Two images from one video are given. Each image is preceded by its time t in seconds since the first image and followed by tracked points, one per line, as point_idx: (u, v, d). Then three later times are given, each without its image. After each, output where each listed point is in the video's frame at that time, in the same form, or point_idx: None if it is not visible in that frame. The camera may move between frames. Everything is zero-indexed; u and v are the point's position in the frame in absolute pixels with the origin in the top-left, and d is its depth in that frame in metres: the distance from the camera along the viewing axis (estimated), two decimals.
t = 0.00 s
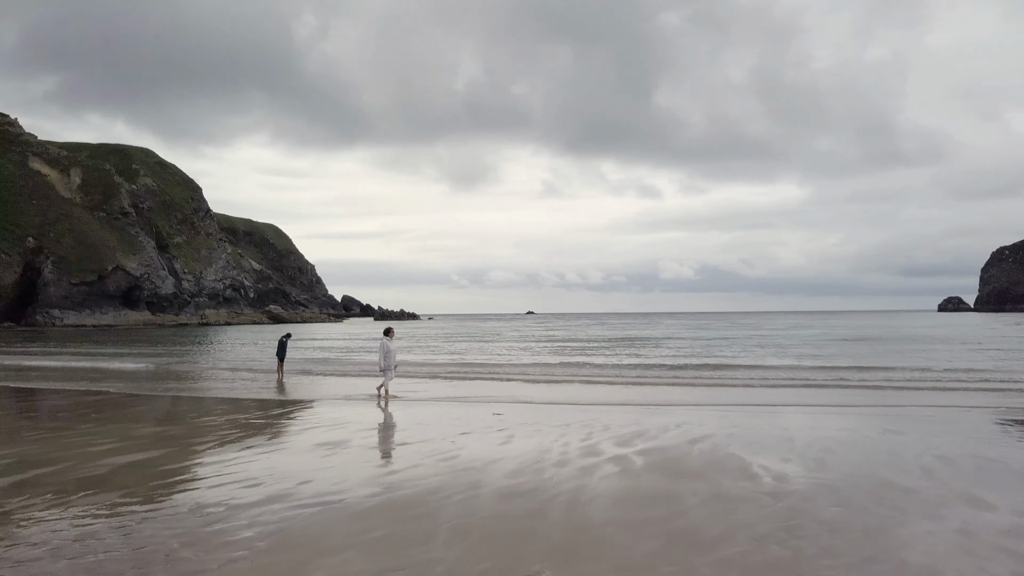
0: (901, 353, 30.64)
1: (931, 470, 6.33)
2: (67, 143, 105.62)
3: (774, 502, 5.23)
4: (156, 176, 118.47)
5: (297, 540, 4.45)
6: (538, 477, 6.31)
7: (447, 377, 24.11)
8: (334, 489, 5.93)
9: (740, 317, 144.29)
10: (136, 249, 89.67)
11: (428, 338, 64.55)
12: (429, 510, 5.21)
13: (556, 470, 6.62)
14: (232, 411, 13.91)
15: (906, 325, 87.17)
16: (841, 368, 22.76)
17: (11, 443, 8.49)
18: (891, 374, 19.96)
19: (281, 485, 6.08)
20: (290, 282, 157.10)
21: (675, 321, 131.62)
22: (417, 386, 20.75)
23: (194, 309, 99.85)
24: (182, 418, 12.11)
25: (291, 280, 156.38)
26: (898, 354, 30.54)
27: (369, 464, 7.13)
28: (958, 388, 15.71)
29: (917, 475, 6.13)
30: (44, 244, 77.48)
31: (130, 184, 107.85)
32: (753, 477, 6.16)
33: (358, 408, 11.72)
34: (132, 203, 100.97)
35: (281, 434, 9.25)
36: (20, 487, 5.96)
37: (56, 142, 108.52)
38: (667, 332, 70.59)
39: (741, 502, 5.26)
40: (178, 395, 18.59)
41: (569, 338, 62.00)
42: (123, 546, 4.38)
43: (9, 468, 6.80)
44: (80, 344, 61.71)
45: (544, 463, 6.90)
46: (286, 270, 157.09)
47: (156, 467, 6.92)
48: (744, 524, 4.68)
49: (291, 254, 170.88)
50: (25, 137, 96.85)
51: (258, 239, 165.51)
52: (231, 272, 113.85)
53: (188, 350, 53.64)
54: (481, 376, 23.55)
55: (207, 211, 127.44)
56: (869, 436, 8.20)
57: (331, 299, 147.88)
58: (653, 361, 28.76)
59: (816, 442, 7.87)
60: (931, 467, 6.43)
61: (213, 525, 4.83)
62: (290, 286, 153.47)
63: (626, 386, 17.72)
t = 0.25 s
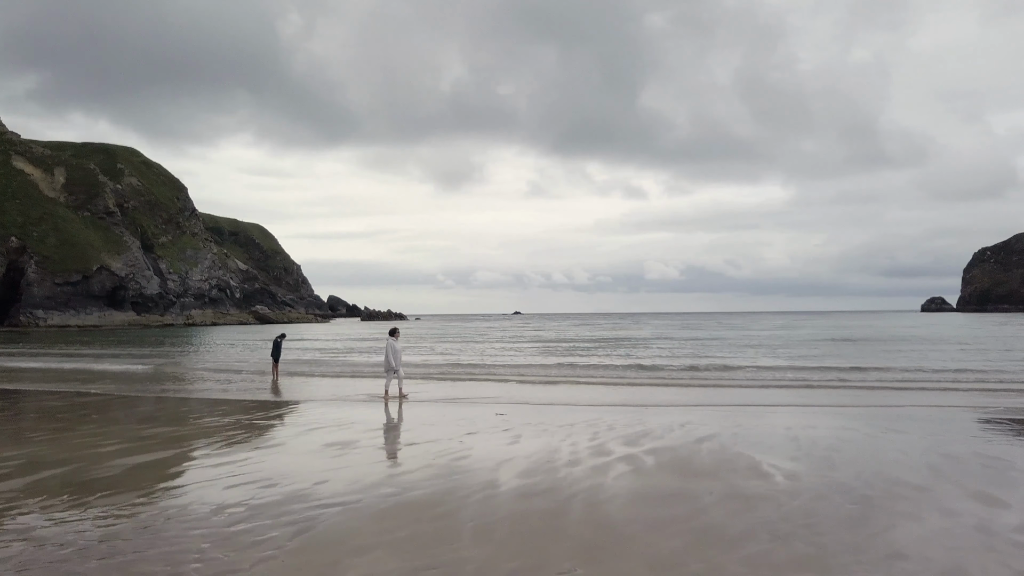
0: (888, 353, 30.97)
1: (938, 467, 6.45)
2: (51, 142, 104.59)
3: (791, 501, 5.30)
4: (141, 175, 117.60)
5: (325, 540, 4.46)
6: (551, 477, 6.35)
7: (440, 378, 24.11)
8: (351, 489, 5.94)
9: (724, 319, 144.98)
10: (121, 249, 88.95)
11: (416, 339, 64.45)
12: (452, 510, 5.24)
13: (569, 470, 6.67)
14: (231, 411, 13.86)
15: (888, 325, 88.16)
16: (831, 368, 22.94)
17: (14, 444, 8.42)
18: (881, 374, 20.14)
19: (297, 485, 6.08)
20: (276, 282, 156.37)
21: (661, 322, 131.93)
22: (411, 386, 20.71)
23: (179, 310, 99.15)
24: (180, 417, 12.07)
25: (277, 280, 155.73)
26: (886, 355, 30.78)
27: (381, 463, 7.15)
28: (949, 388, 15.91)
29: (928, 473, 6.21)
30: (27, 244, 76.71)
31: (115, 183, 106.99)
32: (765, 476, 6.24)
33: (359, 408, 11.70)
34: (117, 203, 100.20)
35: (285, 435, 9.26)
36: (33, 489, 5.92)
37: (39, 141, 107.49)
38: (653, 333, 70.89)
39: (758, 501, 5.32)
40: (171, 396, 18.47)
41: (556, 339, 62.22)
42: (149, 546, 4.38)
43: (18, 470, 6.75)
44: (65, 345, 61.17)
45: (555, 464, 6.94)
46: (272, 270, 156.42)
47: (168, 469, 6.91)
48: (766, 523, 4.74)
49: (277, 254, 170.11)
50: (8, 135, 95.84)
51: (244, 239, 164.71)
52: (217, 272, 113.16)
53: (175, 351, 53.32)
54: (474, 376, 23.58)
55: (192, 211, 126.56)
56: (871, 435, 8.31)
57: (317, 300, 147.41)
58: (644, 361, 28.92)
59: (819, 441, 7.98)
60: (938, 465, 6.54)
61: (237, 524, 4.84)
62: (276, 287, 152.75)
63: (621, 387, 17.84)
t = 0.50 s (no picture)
0: (877, 353, 31.22)
1: (944, 466, 6.52)
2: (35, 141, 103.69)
3: (804, 499, 5.36)
4: (127, 175, 116.71)
5: (346, 540, 4.47)
6: (562, 477, 6.37)
7: (434, 378, 24.08)
8: (365, 490, 5.96)
9: (711, 319, 145.46)
10: (107, 249, 88.27)
11: (405, 339, 64.32)
12: (468, 511, 5.25)
13: (578, 469, 6.71)
14: (229, 411, 13.81)
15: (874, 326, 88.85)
16: (822, 369, 23.10)
17: (16, 445, 8.36)
18: (874, 374, 20.28)
19: (308, 486, 6.09)
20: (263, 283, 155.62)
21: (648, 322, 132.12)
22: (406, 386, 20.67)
23: (165, 310, 98.51)
24: (178, 417, 12.01)
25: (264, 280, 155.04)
26: (875, 355, 30.99)
27: (390, 464, 7.16)
28: (943, 388, 16.05)
29: (935, 473, 6.28)
30: (11, 244, 75.97)
31: (100, 183, 106.18)
32: (774, 475, 6.30)
33: (359, 409, 11.69)
34: (102, 203, 99.43)
35: (288, 434, 9.24)
36: (44, 491, 5.91)
37: (23, 140, 106.50)
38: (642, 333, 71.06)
39: (772, 499, 5.38)
40: (165, 397, 18.38)
41: (547, 339, 62.22)
42: (171, 547, 4.37)
43: (24, 472, 6.71)
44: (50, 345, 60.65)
45: (564, 464, 6.99)
46: (258, 271, 155.67)
47: (177, 470, 6.89)
48: (782, 521, 4.80)
49: (263, 254, 169.31)
50: None
51: (231, 239, 163.87)
52: (203, 272, 112.49)
53: (163, 351, 53.00)
54: (470, 377, 23.58)
55: (178, 211, 125.74)
56: (873, 435, 8.40)
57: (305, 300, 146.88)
58: (636, 361, 29.03)
59: (823, 439, 8.07)
60: (943, 464, 6.62)
61: (255, 525, 4.84)
62: (263, 287, 152.03)
63: (616, 387, 17.89)
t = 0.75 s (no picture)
0: (862, 353, 31.60)
1: (944, 464, 6.66)
2: (13, 139, 102.39)
3: (813, 497, 5.47)
4: (106, 174, 115.52)
5: (366, 540, 4.53)
6: (570, 476, 6.46)
7: (424, 377, 24.07)
8: (377, 489, 6.00)
9: (692, 320, 146.19)
10: (87, 249, 87.34)
11: (389, 340, 64.14)
12: (484, 509, 5.32)
13: (587, 469, 6.78)
14: (224, 412, 13.76)
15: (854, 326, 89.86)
16: (809, 368, 23.33)
17: (16, 447, 8.32)
18: (860, 373, 20.53)
19: (320, 485, 6.13)
20: (245, 283, 154.56)
21: (631, 322, 132.51)
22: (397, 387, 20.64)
23: (146, 311, 97.58)
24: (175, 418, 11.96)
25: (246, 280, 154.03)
26: (859, 355, 31.32)
27: (399, 464, 7.21)
28: (932, 387, 16.30)
29: (936, 471, 6.41)
30: None
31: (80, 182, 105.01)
32: (780, 473, 6.41)
33: (357, 409, 11.71)
34: (82, 202, 98.34)
35: (290, 434, 9.25)
36: (55, 493, 5.91)
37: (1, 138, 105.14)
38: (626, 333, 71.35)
39: (783, 497, 5.47)
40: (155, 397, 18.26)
41: (532, 339, 62.27)
42: (193, 547, 4.41)
43: (29, 475, 6.68)
44: (30, 346, 59.92)
45: (571, 463, 7.08)
46: (240, 271, 154.63)
47: (185, 471, 6.91)
48: (794, 517, 4.91)
49: (245, 254, 168.17)
50: None
51: (211, 239, 162.64)
52: (184, 272, 111.56)
53: (145, 352, 52.55)
54: (459, 377, 23.65)
55: (159, 210, 124.62)
56: (872, 433, 8.54)
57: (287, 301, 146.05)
58: (624, 362, 29.19)
59: (823, 438, 8.20)
60: (944, 462, 6.75)
61: (276, 525, 4.88)
62: (244, 287, 151.00)
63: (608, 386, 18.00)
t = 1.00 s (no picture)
0: (846, 352, 31.94)
1: (944, 462, 6.75)
2: None
3: (819, 495, 5.54)
4: (86, 173, 114.36)
5: (383, 540, 4.55)
6: (577, 475, 6.48)
7: (413, 377, 24.01)
8: (386, 488, 6.01)
9: (675, 320, 146.79)
10: (67, 249, 86.36)
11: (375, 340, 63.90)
12: (495, 509, 5.35)
13: (592, 468, 6.83)
14: (218, 412, 13.69)
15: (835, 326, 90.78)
16: (797, 366, 23.48)
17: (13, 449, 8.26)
18: (848, 372, 20.70)
19: (328, 486, 6.14)
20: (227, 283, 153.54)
21: (615, 322, 132.77)
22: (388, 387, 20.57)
23: (127, 311, 96.66)
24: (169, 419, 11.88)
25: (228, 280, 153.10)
26: (844, 353, 31.56)
27: (404, 464, 7.23)
28: (919, 386, 16.52)
29: (937, 468, 6.49)
30: None
31: (60, 181, 103.89)
32: (783, 472, 6.48)
33: (353, 409, 11.69)
34: (62, 201, 97.28)
35: (289, 434, 9.24)
36: (60, 496, 5.87)
37: None
38: (610, 333, 71.62)
39: (790, 494, 5.54)
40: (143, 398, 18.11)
41: (518, 339, 62.27)
42: (210, 548, 4.41)
43: (32, 476, 6.64)
44: (10, 347, 59.17)
45: (576, 462, 7.11)
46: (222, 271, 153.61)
47: (189, 471, 6.89)
48: (804, 514, 4.97)
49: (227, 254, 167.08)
50: None
51: (194, 238, 161.43)
52: (166, 272, 110.62)
53: (128, 352, 52.07)
54: (449, 377, 23.65)
55: (140, 209, 123.51)
56: (868, 431, 8.65)
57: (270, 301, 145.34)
58: (612, 362, 29.31)
59: (821, 436, 8.29)
60: (944, 460, 6.84)
61: (290, 525, 4.89)
62: (227, 287, 150.00)
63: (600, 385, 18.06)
